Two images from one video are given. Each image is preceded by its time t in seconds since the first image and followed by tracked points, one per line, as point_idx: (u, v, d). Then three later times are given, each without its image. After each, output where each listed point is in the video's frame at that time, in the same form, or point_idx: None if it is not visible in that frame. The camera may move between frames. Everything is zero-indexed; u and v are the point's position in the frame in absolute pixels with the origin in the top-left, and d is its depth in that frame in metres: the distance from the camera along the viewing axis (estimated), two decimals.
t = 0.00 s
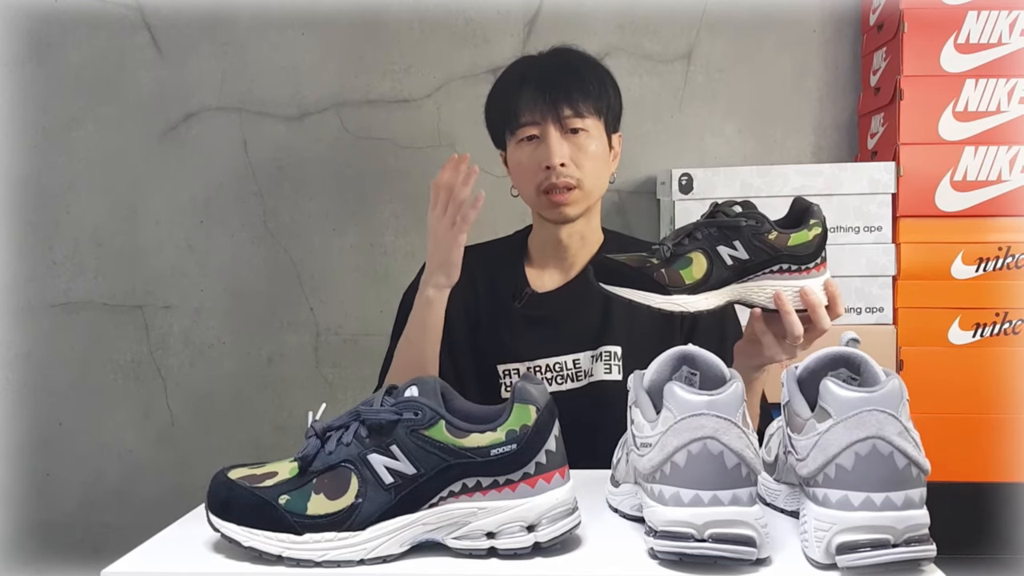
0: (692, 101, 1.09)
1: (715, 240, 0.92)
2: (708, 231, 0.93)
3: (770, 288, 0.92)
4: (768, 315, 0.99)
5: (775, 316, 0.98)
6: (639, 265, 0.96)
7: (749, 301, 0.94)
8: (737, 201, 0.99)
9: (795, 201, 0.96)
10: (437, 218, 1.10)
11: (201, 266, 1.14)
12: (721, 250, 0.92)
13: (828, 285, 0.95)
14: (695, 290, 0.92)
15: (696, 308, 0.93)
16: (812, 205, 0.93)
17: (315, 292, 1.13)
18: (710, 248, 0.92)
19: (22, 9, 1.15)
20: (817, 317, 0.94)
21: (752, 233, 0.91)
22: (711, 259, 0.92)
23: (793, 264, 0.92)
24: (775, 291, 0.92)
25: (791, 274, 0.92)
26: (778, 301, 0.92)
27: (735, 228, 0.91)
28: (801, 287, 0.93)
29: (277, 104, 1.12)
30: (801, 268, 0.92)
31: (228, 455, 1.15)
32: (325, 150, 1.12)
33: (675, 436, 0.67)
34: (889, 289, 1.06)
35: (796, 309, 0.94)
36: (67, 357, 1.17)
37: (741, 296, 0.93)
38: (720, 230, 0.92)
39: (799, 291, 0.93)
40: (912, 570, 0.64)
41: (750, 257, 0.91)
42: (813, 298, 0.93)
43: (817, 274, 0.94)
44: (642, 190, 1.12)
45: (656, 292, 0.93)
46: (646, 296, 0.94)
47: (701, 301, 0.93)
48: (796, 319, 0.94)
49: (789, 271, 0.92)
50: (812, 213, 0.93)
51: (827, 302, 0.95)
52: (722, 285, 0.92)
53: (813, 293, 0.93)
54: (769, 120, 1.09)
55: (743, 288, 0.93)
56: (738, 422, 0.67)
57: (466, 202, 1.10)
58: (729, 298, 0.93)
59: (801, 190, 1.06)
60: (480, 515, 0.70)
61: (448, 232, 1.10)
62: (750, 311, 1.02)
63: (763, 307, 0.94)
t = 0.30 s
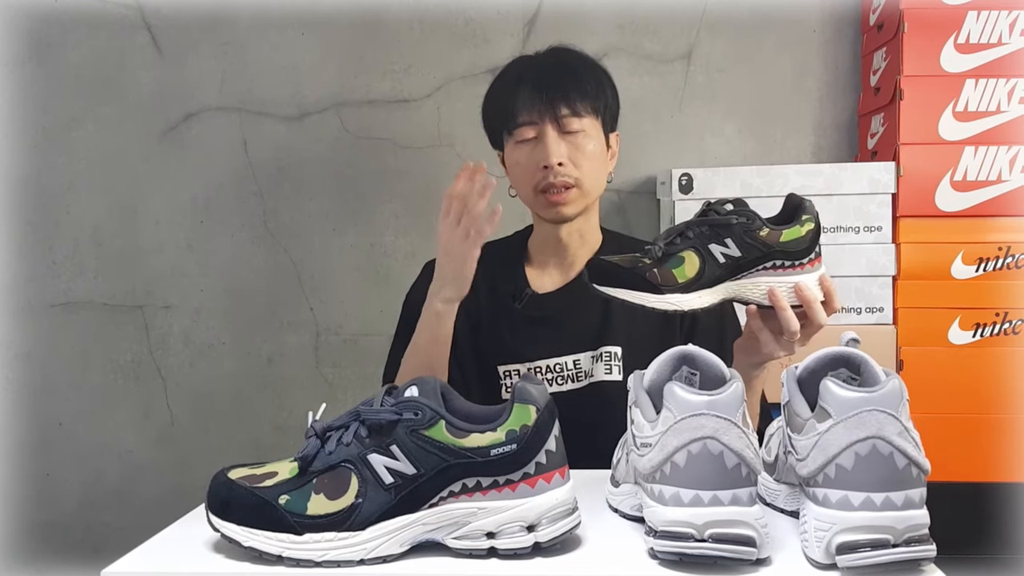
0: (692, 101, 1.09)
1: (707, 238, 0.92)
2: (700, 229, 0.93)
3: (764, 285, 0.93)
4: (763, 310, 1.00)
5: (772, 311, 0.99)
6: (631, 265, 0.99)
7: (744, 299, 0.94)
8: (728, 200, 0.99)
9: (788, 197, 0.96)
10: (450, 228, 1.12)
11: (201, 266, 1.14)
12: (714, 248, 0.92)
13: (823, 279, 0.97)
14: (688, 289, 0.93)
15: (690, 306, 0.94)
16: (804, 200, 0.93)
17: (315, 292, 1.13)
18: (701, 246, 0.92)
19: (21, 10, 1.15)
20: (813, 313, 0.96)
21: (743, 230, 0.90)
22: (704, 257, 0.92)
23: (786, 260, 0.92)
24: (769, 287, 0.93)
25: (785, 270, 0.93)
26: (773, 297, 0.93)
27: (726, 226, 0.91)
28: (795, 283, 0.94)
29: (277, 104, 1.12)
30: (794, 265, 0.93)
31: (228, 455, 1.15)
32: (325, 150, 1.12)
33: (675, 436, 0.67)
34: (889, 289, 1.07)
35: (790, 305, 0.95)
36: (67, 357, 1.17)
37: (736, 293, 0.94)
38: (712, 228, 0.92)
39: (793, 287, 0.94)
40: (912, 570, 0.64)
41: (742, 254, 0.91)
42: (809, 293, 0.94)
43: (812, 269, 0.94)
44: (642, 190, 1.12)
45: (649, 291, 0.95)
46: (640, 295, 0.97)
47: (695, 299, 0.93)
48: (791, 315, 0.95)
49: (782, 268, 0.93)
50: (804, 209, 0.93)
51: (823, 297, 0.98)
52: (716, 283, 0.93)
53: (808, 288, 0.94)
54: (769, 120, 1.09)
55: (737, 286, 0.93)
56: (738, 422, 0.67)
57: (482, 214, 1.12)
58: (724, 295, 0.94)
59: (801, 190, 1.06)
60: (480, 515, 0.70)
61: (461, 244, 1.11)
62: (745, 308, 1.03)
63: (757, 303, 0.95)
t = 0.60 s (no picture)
0: (692, 101, 1.09)
1: (687, 218, 0.93)
2: (681, 209, 0.93)
3: (741, 272, 0.93)
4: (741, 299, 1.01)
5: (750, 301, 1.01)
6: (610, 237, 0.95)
7: (719, 283, 0.95)
8: (719, 188, 1.00)
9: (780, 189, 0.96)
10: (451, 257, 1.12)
11: (201, 266, 1.14)
12: (692, 229, 0.93)
13: (804, 275, 0.95)
14: (663, 266, 0.94)
15: (662, 282, 0.95)
16: (793, 194, 0.93)
17: (315, 292, 1.13)
18: (680, 225, 0.93)
19: (21, 9, 1.15)
20: (790, 305, 0.95)
21: (723, 214, 0.91)
22: (681, 237, 0.93)
23: (766, 249, 0.92)
24: (747, 275, 0.93)
25: (764, 260, 0.93)
26: (750, 286, 0.93)
27: (707, 208, 0.92)
28: (774, 274, 0.93)
29: (277, 104, 1.12)
30: (775, 256, 0.93)
31: (228, 455, 1.15)
32: (325, 150, 1.12)
33: (675, 436, 0.67)
34: (889, 289, 1.07)
35: (767, 297, 0.94)
36: (67, 357, 1.17)
37: (712, 277, 0.94)
38: (693, 209, 0.93)
39: (771, 278, 0.93)
40: (912, 570, 0.64)
41: (720, 238, 0.92)
42: (786, 285, 0.93)
43: (794, 262, 0.94)
44: (641, 190, 1.11)
45: (621, 260, 0.94)
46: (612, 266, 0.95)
47: (669, 276, 0.94)
48: (768, 306, 0.95)
49: (763, 257, 0.93)
50: (792, 202, 0.92)
51: (803, 293, 0.96)
52: (692, 264, 0.94)
53: (786, 280, 0.93)
54: (769, 120, 1.09)
55: (714, 270, 0.94)
56: (738, 422, 0.67)
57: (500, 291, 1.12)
58: (699, 278, 0.95)
59: (801, 190, 1.06)
60: (480, 515, 0.70)
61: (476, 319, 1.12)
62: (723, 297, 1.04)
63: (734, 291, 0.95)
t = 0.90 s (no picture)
0: (692, 101, 1.09)
1: (671, 235, 0.93)
2: (664, 226, 0.93)
3: (733, 281, 0.93)
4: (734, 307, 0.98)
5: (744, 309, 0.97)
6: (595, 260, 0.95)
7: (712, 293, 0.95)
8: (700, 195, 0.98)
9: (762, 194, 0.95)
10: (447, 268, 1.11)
11: (201, 267, 1.14)
12: (678, 244, 0.93)
13: (795, 278, 0.95)
14: (653, 284, 0.94)
15: (655, 301, 0.95)
16: (776, 197, 0.92)
17: (315, 292, 1.13)
18: (666, 242, 0.93)
19: (22, 10, 1.15)
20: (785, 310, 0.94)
21: (707, 226, 0.91)
22: (669, 253, 0.92)
23: (755, 257, 0.92)
24: (738, 284, 0.92)
25: (754, 267, 0.92)
26: (740, 294, 0.93)
27: (690, 222, 0.92)
28: (764, 280, 0.93)
29: (277, 104, 1.12)
30: (764, 261, 0.92)
31: (228, 455, 1.15)
32: (325, 150, 1.12)
33: (675, 436, 0.67)
34: (889, 289, 1.07)
35: (759, 302, 0.93)
36: (67, 357, 1.17)
37: (705, 289, 0.94)
38: (677, 224, 0.93)
39: (763, 283, 0.93)
40: (912, 570, 0.64)
41: (708, 251, 0.91)
42: (778, 290, 0.92)
43: (784, 266, 0.93)
44: (642, 190, 1.11)
45: (612, 285, 0.94)
46: (600, 288, 0.95)
47: (660, 294, 0.94)
48: (761, 312, 0.93)
49: (752, 264, 0.92)
50: (775, 205, 0.92)
51: (796, 295, 0.95)
52: (682, 279, 0.94)
53: (778, 285, 0.92)
54: (769, 120, 1.09)
55: (706, 282, 0.93)
56: (738, 422, 0.67)
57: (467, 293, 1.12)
58: (690, 290, 0.95)
59: (801, 190, 1.06)
60: (480, 515, 0.70)
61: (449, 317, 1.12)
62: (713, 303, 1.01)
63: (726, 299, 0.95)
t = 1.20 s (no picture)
0: (692, 101, 1.09)
1: (666, 227, 0.96)
2: (659, 218, 0.97)
3: (726, 276, 0.97)
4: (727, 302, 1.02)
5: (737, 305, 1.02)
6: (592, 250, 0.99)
7: (705, 288, 0.99)
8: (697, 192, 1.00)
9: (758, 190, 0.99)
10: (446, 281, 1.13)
11: (201, 267, 1.14)
12: (672, 237, 0.96)
13: (789, 275, 0.99)
14: (647, 275, 0.97)
15: (648, 293, 0.98)
16: (771, 193, 0.96)
17: (315, 292, 1.13)
18: (660, 234, 0.97)
19: (21, 10, 1.15)
20: (776, 306, 0.99)
21: (701, 220, 0.95)
22: (662, 245, 0.97)
23: (748, 252, 0.96)
24: (730, 279, 0.97)
25: (747, 263, 0.97)
26: (733, 289, 0.97)
27: (685, 216, 0.96)
28: (757, 275, 0.97)
29: (277, 104, 1.12)
30: (757, 257, 0.96)
31: (228, 454, 1.15)
32: (325, 150, 1.12)
33: (675, 436, 0.67)
34: (889, 289, 1.07)
35: (751, 297, 0.98)
36: (67, 358, 1.17)
37: (697, 282, 0.98)
38: (672, 216, 0.96)
39: (756, 279, 0.97)
40: (912, 570, 0.64)
41: (702, 244, 0.96)
42: (771, 287, 0.97)
43: (776, 263, 0.97)
44: (641, 190, 1.11)
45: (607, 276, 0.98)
46: (596, 279, 0.98)
47: (653, 286, 0.97)
48: (753, 307, 0.99)
49: (744, 260, 0.96)
50: (770, 202, 0.95)
51: (790, 292, 1.00)
52: (675, 271, 0.97)
53: (771, 281, 0.97)
54: (769, 120, 1.09)
55: (698, 275, 0.97)
56: (738, 422, 0.67)
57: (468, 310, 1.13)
58: (684, 284, 0.98)
59: (801, 190, 1.06)
60: (480, 515, 0.70)
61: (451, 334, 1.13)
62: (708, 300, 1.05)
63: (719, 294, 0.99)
